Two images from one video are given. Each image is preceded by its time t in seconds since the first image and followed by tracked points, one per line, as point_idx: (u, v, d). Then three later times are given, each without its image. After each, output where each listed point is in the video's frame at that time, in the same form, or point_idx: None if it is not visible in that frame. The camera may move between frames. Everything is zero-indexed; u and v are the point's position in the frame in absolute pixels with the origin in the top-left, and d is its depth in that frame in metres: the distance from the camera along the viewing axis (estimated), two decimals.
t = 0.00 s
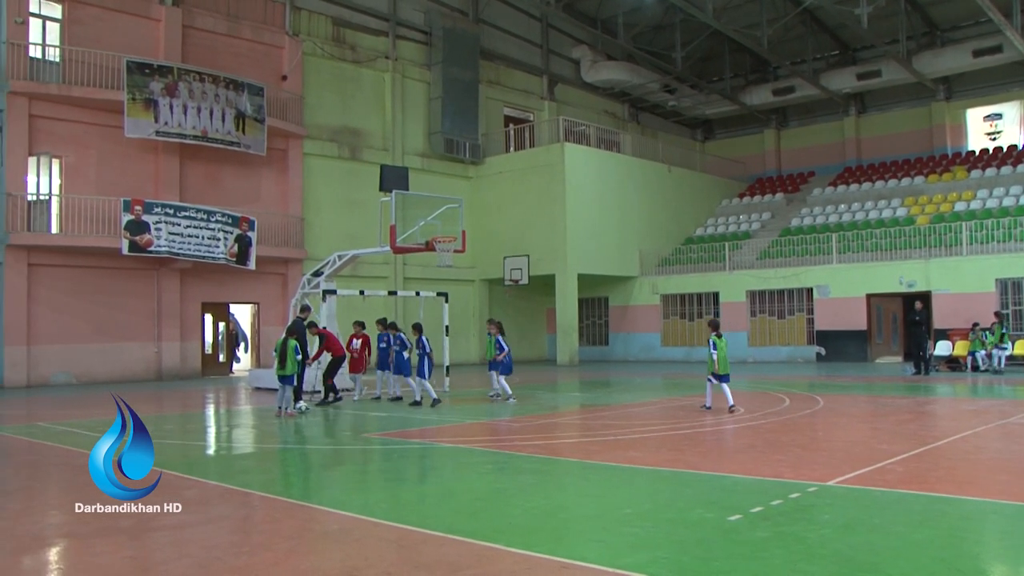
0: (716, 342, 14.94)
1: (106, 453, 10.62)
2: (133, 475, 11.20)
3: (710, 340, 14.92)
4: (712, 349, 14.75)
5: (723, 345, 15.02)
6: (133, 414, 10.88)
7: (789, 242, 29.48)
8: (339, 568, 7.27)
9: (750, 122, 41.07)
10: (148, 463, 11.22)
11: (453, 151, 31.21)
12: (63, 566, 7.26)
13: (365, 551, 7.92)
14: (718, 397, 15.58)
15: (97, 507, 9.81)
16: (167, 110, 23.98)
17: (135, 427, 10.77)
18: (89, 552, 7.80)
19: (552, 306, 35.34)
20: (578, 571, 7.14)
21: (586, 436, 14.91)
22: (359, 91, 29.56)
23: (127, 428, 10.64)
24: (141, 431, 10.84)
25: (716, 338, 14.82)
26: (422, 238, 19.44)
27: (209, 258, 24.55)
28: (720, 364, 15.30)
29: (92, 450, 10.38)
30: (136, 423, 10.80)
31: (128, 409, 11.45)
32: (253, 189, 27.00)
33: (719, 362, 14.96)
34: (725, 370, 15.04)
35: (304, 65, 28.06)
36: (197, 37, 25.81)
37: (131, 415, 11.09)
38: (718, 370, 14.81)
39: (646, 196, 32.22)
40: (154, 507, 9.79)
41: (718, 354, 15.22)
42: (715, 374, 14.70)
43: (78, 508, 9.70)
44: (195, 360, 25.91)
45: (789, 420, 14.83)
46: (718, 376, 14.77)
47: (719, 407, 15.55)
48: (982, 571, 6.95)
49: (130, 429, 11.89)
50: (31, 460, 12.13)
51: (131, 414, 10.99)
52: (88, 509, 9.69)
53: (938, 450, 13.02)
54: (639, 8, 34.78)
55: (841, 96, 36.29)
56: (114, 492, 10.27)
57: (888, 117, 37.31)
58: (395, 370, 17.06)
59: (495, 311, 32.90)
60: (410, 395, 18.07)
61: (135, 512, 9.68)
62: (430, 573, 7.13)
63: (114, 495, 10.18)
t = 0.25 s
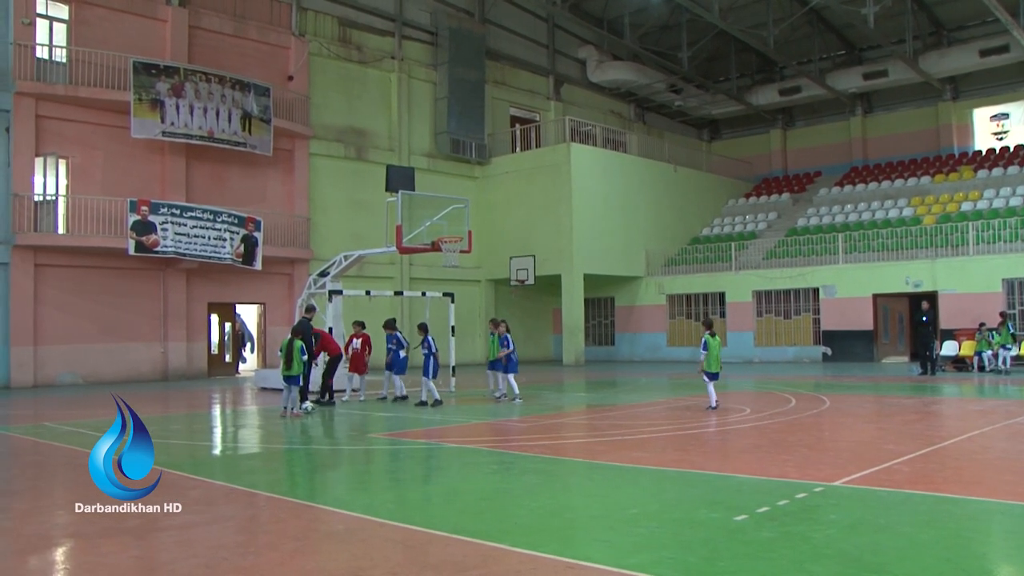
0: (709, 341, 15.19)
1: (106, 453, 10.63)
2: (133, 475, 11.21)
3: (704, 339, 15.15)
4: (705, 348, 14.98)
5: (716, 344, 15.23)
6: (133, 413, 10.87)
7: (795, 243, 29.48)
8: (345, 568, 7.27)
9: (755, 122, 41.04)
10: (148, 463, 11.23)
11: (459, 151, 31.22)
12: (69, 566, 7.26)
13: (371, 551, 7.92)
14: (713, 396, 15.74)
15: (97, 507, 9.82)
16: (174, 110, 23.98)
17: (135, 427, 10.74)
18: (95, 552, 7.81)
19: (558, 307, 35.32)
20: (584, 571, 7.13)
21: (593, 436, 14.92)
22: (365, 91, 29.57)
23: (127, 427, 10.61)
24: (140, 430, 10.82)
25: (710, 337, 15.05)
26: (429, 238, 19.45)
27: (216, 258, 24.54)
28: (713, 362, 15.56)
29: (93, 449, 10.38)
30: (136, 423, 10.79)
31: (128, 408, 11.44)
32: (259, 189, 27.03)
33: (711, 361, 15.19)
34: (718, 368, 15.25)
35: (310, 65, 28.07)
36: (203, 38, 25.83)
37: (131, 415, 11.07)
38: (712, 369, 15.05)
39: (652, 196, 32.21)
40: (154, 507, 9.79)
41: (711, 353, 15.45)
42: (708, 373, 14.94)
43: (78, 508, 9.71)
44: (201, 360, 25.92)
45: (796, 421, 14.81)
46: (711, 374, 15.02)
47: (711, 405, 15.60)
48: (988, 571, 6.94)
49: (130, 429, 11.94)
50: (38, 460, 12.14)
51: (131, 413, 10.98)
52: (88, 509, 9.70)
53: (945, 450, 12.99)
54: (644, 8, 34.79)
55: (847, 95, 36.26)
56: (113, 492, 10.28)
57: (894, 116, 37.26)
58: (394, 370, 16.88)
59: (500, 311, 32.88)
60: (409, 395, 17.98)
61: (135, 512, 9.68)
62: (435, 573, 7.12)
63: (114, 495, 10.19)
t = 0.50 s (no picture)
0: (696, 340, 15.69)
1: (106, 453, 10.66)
2: (133, 475, 11.24)
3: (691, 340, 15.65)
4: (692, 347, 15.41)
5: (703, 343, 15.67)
6: (133, 413, 10.89)
7: (794, 242, 29.53)
8: (345, 567, 7.28)
9: (754, 121, 41.06)
10: (148, 463, 11.26)
11: (458, 151, 31.21)
12: (68, 567, 7.26)
13: (371, 551, 7.92)
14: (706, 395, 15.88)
15: (97, 507, 9.83)
16: (172, 110, 23.95)
17: (135, 427, 10.76)
18: (94, 553, 7.81)
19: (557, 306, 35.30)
20: (583, 571, 7.13)
21: (592, 435, 14.93)
22: (364, 91, 29.55)
23: (127, 428, 10.61)
24: (140, 430, 10.85)
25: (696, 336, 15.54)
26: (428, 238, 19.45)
27: (215, 258, 24.51)
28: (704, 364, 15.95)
29: (92, 449, 10.40)
30: (136, 422, 10.81)
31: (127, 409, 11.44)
32: (258, 190, 27.01)
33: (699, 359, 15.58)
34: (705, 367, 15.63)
35: (309, 65, 28.05)
36: (202, 38, 25.81)
37: (131, 415, 11.08)
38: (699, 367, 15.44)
39: (651, 195, 32.21)
40: (154, 507, 9.80)
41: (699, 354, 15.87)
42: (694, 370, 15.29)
43: (78, 508, 9.72)
44: (201, 361, 25.91)
45: (796, 420, 14.82)
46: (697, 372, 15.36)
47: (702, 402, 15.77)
48: (986, 569, 6.95)
49: (129, 429, 11.94)
50: (38, 461, 12.13)
51: (131, 414, 10.99)
52: (88, 509, 9.71)
53: (943, 449, 13.00)
54: (643, 8, 34.81)
55: (846, 94, 36.29)
56: (113, 492, 10.32)
57: (893, 116, 37.29)
58: (387, 371, 16.73)
59: (499, 311, 32.87)
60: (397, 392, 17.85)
61: (135, 512, 9.69)
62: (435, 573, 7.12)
63: (114, 495, 10.21)
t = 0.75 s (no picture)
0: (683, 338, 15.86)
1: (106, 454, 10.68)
2: (133, 475, 11.27)
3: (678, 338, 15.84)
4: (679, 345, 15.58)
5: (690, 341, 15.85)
6: (133, 413, 10.90)
7: (792, 241, 29.58)
8: (343, 567, 7.27)
9: (752, 120, 41.08)
10: (148, 463, 11.28)
11: (455, 151, 31.19)
12: (66, 568, 7.26)
13: (369, 551, 7.92)
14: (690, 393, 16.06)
15: (98, 507, 9.84)
16: (169, 110, 23.94)
17: (135, 427, 10.78)
18: (92, 554, 7.80)
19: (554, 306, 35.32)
20: (582, 571, 7.12)
21: (589, 435, 14.93)
22: (360, 91, 29.54)
23: (127, 428, 10.62)
24: (140, 431, 10.87)
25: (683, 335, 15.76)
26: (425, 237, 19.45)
27: (213, 259, 24.51)
28: (689, 362, 16.13)
29: (92, 450, 10.41)
30: (135, 423, 10.83)
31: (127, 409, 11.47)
32: (256, 190, 27.00)
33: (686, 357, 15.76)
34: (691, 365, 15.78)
35: (306, 65, 28.04)
36: (199, 38, 25.80)
37: (132, 415, 11.09)
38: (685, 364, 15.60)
39: (648, 195, 32.23)
40: (154, 507, 9.79)
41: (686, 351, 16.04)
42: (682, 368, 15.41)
43: (78, 508, 9.73)
44: (199, 361, 25.91)
45: (793, 418, 14.82)
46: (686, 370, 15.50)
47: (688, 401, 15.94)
48: (984, 568, 6.95)
49: (129, 429, 11.96)
50: (36, 462, 12.13)
51: (131, 414, 11.01)
52: (88, 509, 9.71)
53: (940, 448, 13.01)
54: (641, 8, 34.81)
55: (843, 93, 36.32)
56: (113, 492, 10.35)
57: (890, 115, 37.30)
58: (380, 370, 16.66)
59: (497, 310, 32.87)
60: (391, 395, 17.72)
61: (135, 512, 9.69)
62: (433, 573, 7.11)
63: (114, 495, 10.23)
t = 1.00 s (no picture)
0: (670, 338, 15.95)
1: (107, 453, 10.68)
2: (133, 475, 11.29)
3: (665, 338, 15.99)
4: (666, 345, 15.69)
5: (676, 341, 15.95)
6: (133, 413, 10.90)
7: (792, 241, 29.58)
8: (343, 567, 7.27)
9: (752, 121, 41.10)
10: (148, 463, 11.30)
11: (455, 151, 31.20)
12: (66, 568, 7.27)
13: (368, 551, 7.92)
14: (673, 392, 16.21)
15: (98, 507, 9.85)
16: (169, 111, 23.94)
17: (135, 427, 10.79)
18: (91, 553, 7.80)
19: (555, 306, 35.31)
20: (582, 571, 7.12)
21: (589, 435, 14.94)
22: (360, 91, 29.54)
23: (127, 428, 10.62)
24: (140, 431, 10.88)
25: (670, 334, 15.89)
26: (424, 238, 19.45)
27: (213, 259, 24.51)
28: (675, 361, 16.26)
29: (93, 450, 10.41)
30: (136, 423, 10.83)
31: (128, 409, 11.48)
32: (256, 190, 27.01)
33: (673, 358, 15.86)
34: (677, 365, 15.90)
35: (306, 65, 28.05)
36: (199, 39, 25.82)
37: (132, 415, 11.09)
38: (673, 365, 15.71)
39: (648, 195, 32.23)
40: (154, 507, 9.79)
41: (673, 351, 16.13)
42: (670, 370, 15.50)
43: (78, 508, 9.75)
44: (198, 361, 25.92)
45: (793, 418, 14.81)
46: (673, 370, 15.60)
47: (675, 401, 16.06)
48: (984, 568, 6.95)
49: (130, 429, 11.98)
50: (36, 462, 12.13)
51: (131, 414, 11.01)
52: (88, 509, 9.73)
53: (940, 448, 12.99)
54: (641, 8, 34.81)
55: (843, 94, 36.33)
56: (113, 491, 10.35)
57: (890, 115, 37.30)
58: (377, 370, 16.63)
59: (497, 310, 32.87)
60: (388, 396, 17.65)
61: (136, 512, 9.70)
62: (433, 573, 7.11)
63: (114, 495, 10.24)
